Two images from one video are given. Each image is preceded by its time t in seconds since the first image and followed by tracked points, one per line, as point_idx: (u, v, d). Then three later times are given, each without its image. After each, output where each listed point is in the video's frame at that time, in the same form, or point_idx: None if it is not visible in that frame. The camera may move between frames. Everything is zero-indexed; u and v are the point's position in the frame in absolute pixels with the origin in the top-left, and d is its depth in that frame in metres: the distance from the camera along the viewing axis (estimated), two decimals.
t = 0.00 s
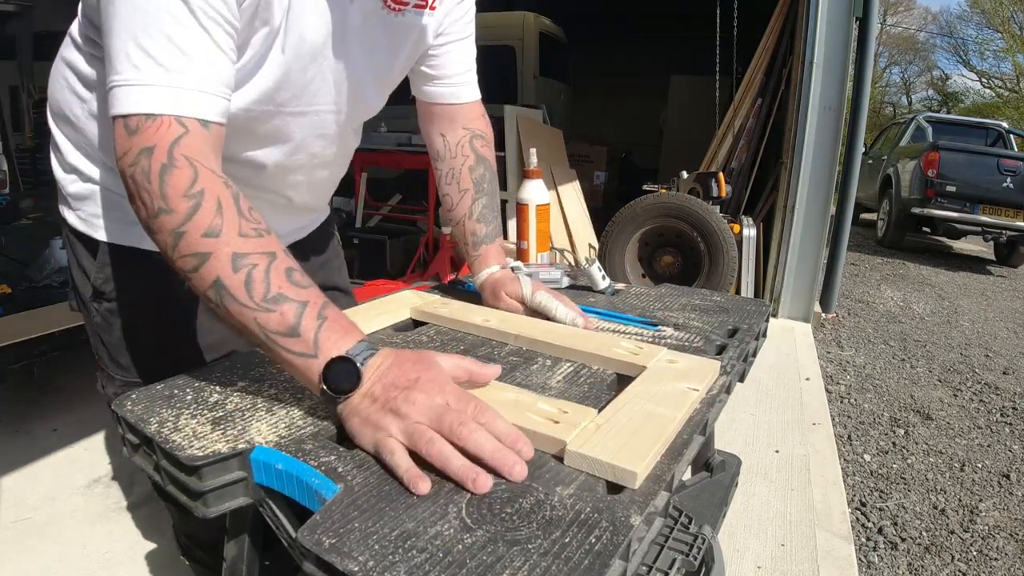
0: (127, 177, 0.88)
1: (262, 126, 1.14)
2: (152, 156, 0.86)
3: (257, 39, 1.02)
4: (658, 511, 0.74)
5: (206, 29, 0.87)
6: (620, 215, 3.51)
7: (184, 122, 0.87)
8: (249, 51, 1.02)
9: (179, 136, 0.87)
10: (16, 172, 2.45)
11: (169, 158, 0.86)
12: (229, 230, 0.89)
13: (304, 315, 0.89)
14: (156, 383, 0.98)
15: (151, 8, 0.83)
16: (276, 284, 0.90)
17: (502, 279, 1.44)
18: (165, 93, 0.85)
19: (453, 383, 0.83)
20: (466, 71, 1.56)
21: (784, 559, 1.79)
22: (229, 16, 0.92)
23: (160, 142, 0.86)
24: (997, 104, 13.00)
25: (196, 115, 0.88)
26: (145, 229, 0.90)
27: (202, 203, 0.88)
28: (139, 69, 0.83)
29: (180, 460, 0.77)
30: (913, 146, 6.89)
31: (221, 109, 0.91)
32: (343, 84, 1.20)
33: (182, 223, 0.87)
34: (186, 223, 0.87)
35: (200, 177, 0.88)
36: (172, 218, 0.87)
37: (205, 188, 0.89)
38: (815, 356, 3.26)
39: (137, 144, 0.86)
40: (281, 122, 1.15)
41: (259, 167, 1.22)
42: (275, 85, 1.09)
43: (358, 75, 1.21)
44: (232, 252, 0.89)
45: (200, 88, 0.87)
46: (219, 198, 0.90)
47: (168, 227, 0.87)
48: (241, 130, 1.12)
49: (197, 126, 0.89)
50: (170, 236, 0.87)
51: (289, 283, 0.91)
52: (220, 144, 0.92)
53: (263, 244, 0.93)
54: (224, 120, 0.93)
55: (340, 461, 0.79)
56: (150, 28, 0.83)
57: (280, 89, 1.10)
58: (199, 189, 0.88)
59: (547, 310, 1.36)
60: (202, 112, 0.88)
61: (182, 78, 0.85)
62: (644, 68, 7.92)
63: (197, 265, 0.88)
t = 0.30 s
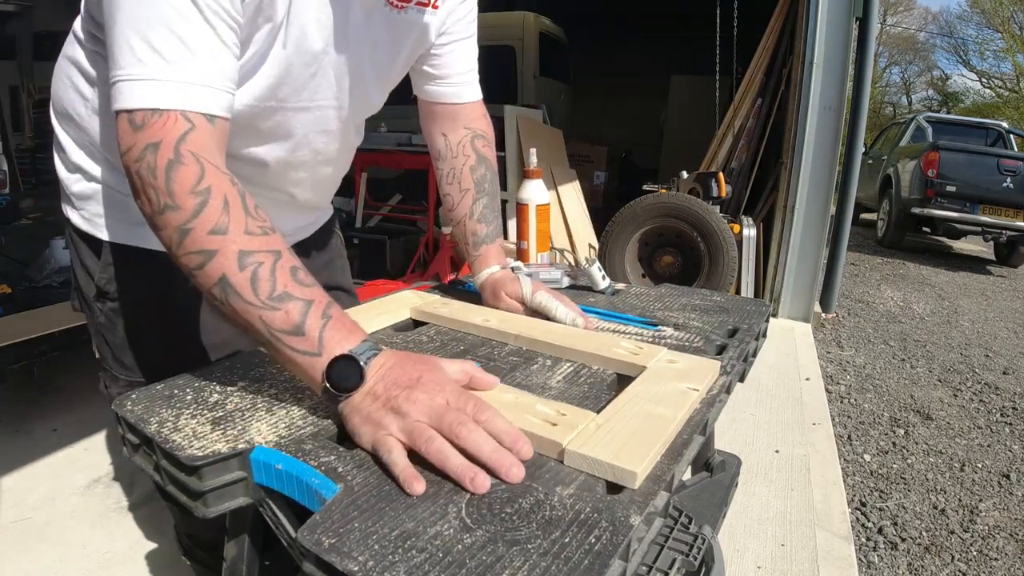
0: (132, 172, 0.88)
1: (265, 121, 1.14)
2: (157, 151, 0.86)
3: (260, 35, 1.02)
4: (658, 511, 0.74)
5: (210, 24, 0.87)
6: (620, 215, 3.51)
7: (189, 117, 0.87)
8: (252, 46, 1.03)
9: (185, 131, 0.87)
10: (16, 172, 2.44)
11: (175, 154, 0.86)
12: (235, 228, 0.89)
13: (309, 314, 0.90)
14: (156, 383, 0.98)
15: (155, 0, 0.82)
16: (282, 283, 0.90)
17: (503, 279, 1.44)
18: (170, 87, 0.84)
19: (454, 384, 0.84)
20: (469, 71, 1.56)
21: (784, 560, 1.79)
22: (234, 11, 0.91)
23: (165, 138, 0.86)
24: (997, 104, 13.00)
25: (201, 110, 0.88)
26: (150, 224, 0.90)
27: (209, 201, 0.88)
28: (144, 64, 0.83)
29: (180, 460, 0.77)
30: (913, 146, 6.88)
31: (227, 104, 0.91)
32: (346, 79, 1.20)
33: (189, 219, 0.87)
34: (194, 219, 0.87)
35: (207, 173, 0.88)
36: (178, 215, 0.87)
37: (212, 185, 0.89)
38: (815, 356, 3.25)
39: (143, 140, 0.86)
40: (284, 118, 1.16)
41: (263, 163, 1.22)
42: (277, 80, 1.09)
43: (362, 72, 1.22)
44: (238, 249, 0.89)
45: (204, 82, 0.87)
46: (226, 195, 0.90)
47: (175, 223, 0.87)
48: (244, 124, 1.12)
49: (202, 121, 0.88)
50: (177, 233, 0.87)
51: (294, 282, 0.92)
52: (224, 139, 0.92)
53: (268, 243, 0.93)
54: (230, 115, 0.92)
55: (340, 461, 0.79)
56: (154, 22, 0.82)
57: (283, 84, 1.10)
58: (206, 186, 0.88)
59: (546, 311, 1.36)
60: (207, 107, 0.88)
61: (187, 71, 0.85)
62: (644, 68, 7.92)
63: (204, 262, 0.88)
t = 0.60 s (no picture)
0: (130, 166, 0.86)
1: (267, 117, 1.14)
2: (155, 143, 0.84)
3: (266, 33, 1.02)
4: (658, 512, 0.74)
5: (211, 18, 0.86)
6: (620, 215, 3.51)
7: (186, 108, 0.85)
8: (255, 44, 1.02)
9: (182, 122, 0.85)
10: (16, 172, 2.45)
11: (171, 145, 0.84)
12: (235, 216, 0.88)
13: (315, 301, 0.89)
14: (156, 384, 0.98)
15: None
16: (286, 270, 0.90)
17: (503, 279, 1.44)
18: (170, 80, 0.83)
19: (465, 372, 0.83)
20: (470, 72, 1.56)
21: (784, 560, 1.79)
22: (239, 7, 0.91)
23: (161, 130, 0.84)
24: (997, 103, 13.01)
25: (199, 104, 0.86)
26: (148, 218, 0.88)
27: (207, 189, 0.87)
28: (146, 57, 0.82)
29: (180, 460, 0.77)
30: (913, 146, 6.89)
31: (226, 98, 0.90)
32: (351, 77, 1.20)
33: (187, 211, 0.86)
34: (192, 210, 0.86)
35: (204, 163, 0.87)
36: (177, 206, 0.85)
37: (209, 174, 0.87)
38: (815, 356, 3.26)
39: (140, 132, 0.84)
40: (287, 114, 1.15)
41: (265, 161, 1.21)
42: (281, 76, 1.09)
43: (365, 69, 1.21)
44: (239, 238, 0.88)
45: (203, 75, 0.86)
46: (223, 182, 0.89)
47: (173, 214, 0.86)
48: (245, 122, 1.11)
49: (200, 114, 0.87)
50: (176, 225, 0.86)
51: (298, 269, 0.91)
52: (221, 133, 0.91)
53: (269, 231, 0.92)
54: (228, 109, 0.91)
55: (340, 461, 0.79)
56: (157, 14, 0.81)
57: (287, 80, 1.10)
58: (203, 175, 0.86)
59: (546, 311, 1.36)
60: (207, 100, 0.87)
61: (189, 65, 0.84)
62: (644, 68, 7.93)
63: (205, 253, 0.86)
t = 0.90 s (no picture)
0: (150, 167, 0.84)
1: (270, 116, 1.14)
2: (176, 140, 0.82)
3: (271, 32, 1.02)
4: (658, 511, 0.74)
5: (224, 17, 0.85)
6: (620, 215, 3.51)
7: (205, 105, 0.84)
8: (262, 41, 1.02)
9: (201, 115, 0.83)
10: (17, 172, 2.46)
11: (192, 139, 0.82)
12: (262, 198, 0.86)
13: (352, 268, 0.87)
14: (156, 384, 0.98)
15: None
16: (319, 243, 0.88)
17: (504, 279, 1.44)
18: (188, 79, 0.82)
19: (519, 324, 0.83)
20: (470, 73, 1.56)
21: (784, 559, 1.79)
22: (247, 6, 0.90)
23: (181, 126, 0.82)
24: (997, 103, 13.01)
25: (219, 101, 0.85)
26: (173, 217, 0.87)
27: (232, 176, 0.85)
28: (161, 57, 0.80)
29: (180, 460, 0.77)
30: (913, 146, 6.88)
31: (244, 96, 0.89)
32: (351, 78, 1.20)
33: (216, 200, 0.83)
34: (220, 199, 0.84)
35: (227, 152, 0.84)
36: (204, 196, 0.83)
37: (232, 162, 0.84)
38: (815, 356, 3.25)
39: (159, 132, 0.82)
40: (289, 113, 1.16)
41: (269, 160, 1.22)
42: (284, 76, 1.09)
43: (366, 68, 1.21)
44: (269, 218, 0.86)
45: (221, 73, 0.84)
46: (247, 168, 0.87)
47: (201, 205, 0.84)
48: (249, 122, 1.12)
49: (219, 110, 0.85)
50: (205, 216, 0.84)
51: (330, 241, 0.89)
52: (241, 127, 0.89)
53: (297, 209, 0.90)
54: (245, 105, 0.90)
55: (340, 461, 0.79)
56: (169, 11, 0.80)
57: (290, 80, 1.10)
58: (227, 164, 0.84)
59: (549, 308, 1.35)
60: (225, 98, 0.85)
61: (207, 64, 0.83)
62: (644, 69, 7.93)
63: (236, 238, 0.84)
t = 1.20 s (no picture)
0: (181, 158, 0.84)
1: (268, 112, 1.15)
2: (207, 129, 0.82)
3: (273, 25, 1.02)
4: (658, 512, 0.74)
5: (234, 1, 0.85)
6: (620, 216, 3.52)
7: (232, 93, 0.83)
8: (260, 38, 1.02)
9: (231, 105, 0.83)
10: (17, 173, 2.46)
11: (223, 129, 0.82)
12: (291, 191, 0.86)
13: (378, 268, 0.88)
14: (156, 384, 0.98)
15: None
16: (346, 241, 0.88)
17: (505, 279, 1.44)
18: (215, 67, 0.82)
19: (533, 369, 0.82)
20: (469, 72, 1.56)
21: (784, 560, 1.79)
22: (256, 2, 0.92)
23: (212, 116, 0.82)
24: (997, 103, 13.00)
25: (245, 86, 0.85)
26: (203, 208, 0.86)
27: (262, 168, 0.85)
28: (185, 46, 0.80)
29: (180, 460, 0.77)
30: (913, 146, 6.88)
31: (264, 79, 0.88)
32: (348, 74, 1.20)
33: (245, 192, 0.83)
34: (250, 191, 0.84)
35: (256, 144, 0.84)
36: (234, 189, 0.83)
37: (262, 155, 0.84)
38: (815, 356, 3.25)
39: (189, 121, 0.82)
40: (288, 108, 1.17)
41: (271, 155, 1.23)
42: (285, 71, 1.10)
43: (363, 65, 1.21)
44: (298, 213, 0.86)
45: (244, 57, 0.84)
46: (277, 161, 0.87)
47: (231, 197, 0.83)
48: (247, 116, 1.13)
49: (246, 96, 0.85)
50: (234, 208, 0.84)
51: (357, 240, 0.89)
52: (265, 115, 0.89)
53: (325, 205, 0.90)
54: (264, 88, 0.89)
55: (340, 461, 0.79)
56: (189, 2, 0.80)
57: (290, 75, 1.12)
58: (257, 156, 0.84)
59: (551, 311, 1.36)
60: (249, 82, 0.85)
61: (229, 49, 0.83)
62: (645, 69, 7.93)
63: (266, 232, 0.84)
